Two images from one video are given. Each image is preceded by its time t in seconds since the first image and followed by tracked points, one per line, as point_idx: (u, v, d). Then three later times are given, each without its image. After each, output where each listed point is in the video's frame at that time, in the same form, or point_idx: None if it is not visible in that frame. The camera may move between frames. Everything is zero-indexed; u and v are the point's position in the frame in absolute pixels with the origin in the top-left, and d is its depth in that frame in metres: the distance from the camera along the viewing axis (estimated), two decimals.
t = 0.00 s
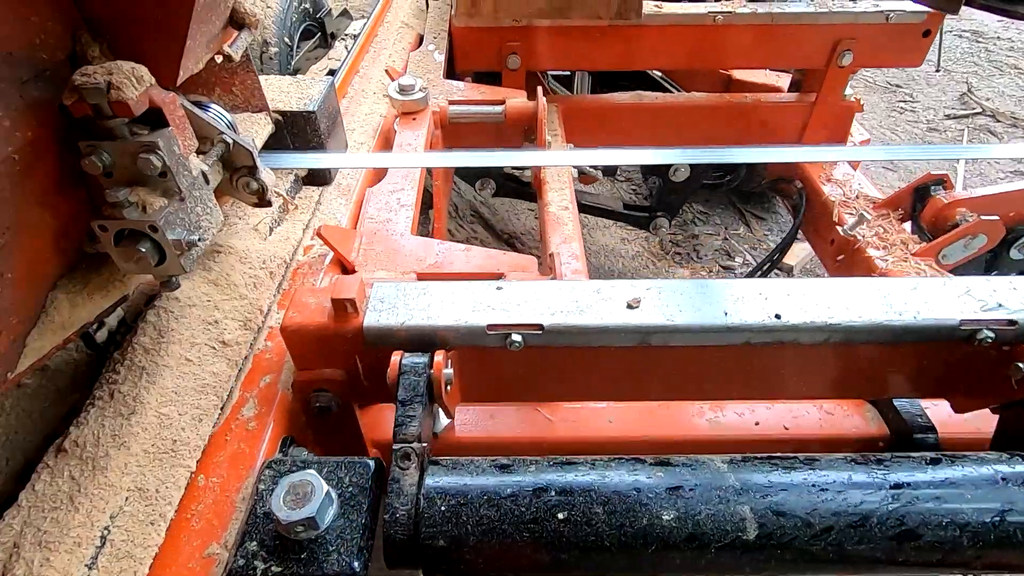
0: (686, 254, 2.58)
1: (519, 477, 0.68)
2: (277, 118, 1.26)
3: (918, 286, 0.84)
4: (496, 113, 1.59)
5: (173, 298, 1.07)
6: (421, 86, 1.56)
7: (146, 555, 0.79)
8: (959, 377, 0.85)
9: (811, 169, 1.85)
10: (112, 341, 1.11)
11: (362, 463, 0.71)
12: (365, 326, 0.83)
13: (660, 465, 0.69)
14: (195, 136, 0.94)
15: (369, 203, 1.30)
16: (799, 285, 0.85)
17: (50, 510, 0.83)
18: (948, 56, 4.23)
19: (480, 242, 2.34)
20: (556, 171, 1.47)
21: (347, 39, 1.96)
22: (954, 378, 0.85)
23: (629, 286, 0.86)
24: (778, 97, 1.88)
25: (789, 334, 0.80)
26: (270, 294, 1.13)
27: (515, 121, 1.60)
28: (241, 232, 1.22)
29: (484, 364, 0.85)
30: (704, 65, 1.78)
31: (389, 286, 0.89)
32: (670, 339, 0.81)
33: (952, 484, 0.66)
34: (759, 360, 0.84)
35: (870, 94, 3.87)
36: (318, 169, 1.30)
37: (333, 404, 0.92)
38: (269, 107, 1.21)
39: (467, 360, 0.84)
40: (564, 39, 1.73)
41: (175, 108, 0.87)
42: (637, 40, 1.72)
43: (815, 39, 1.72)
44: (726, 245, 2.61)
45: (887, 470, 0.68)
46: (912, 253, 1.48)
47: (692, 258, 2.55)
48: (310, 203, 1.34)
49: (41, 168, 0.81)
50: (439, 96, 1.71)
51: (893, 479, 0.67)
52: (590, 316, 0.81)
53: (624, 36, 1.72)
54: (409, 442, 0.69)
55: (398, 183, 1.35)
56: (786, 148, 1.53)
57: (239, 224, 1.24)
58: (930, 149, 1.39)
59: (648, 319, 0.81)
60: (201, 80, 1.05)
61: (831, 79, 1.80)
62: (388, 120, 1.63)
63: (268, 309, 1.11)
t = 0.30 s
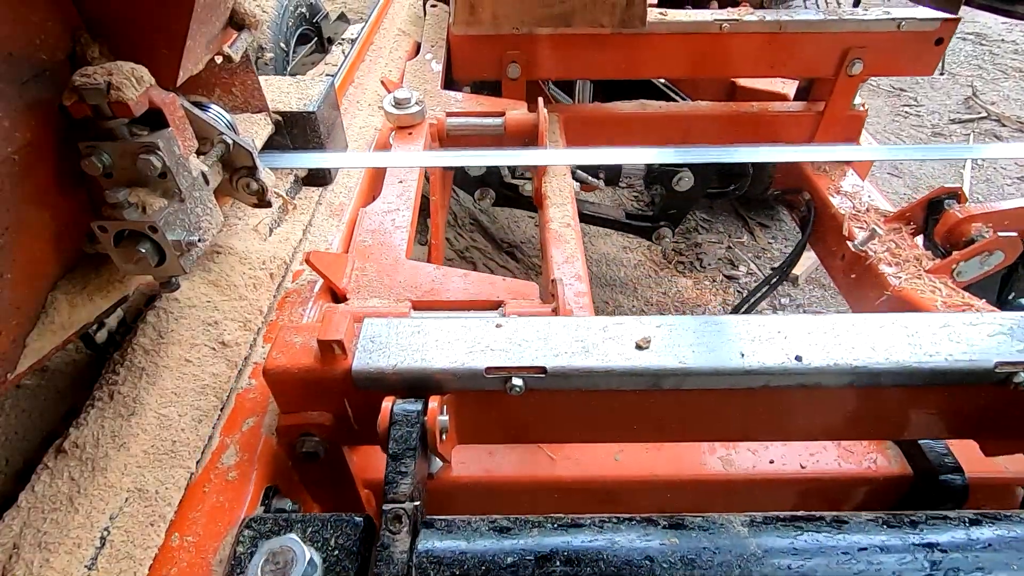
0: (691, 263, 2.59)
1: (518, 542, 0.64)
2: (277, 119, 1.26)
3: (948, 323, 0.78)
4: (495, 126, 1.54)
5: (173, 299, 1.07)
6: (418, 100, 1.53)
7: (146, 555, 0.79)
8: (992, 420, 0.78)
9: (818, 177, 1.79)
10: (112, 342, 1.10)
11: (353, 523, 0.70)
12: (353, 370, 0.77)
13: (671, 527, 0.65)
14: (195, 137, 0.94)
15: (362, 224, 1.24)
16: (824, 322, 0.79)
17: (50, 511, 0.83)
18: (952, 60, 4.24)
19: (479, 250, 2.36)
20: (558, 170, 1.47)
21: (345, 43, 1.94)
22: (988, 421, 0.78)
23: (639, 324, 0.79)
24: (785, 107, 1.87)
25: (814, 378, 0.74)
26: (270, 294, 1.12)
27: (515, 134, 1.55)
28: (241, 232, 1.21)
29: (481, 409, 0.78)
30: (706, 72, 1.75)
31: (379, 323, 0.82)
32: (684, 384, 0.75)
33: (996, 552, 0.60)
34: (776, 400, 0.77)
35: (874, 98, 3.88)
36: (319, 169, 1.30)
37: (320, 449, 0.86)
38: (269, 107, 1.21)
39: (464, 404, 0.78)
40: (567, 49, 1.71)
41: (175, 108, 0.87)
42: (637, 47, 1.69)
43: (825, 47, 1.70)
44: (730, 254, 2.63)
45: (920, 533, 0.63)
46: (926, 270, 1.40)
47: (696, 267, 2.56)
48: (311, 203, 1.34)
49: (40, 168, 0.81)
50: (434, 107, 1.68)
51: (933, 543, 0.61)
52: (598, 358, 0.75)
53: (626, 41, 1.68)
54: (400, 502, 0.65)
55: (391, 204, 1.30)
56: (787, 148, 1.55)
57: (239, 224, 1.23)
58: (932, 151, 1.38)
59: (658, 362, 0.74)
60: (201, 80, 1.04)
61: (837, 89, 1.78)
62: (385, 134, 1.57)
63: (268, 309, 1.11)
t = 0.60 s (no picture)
0: (694, 270, 2.59)
1: None
2: (277, 119, 1.26)
3: (982, 364, 0.75)
4: (495, 138, 1.50)
5: (173, 299, 1.07)
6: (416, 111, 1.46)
7: (146, 556, 0.79)
8: None
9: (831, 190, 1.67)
10: (112, 341, 1.11)
11: None
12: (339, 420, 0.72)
13: None
14: (195, 137, 0.94)
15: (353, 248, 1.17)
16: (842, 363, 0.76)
17: (50, 511, 0.83)
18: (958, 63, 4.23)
19: (478, 258, 2.37)
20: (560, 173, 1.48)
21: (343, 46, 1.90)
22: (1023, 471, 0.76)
23: (650, 366, 0.76)
24: (791, 116, 1.82)
25: (834, 429, 0.70)
26: (270, 293, 1.13)
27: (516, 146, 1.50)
28: (241, 232, 1.21)
29: (480, 458, 0.75)
30: (712, 80, 1.69)
31: (372, 363, 0.77)
32: (696, 434, 0.71)
33: None
34: (792, 448, 0.73)
35: (879, 101, 3.88)
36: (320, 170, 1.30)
37: (306, 500, 0.82)
38: (269, 108, 1.21)
39: (463, 453, 0.75)
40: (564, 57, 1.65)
41: (175, 108, 0.87)
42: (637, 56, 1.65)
43: (835, 54, 1.64)
44: (735, 261, 2.62)
45: None
46: (941, 287, 1.30)
47: (699, 275, 2.56)
48: (310, 203, 1.33)
49: (40, 169, 0.81)
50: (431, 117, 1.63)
51: None
52: (606, 405, 0.72)
53: (622, 51, 1.64)
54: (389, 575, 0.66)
55: (386, 224, 1.23)
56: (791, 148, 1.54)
57: (239, 224, 1.23)
58: (929, 152, 1.37)
59: (671, 411, 0.71)
60: (201, 80, 1.05)
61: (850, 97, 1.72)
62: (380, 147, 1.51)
63: (268, 309, 1.11)
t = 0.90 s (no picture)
0: (697, 279, 2.58)
1: None
2: (277, 118, 1.26)
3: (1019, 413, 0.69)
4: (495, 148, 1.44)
5: (173, 299, 1.07)
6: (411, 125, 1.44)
7: (146, 556, 0.80)
8: None
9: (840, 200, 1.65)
10: (112, 341, 1.10)
11: None
12: (326, 476, 0.65)
13: None
14: (195, 136, 0.94)
15: (347, 270, 1.12)
16: (867, 409, 0.70)
17: (50, 511, 0.83)
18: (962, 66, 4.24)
19: (478, 267, 2.35)
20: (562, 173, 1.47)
21: (341, 51, 1.87)
22: None
23: (662, 413, 0.69)
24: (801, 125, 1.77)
25: (861, 486, 0.64)
26: (270, 293, 1.12)
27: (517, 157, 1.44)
28: (241, 233, 1.21)
29: (475, 514, 0.68)
30: (716, 89, 1.65)
31: (361, 409, 0.71)
32: (712, 490, 0.65)
33: None
34: (815, 503, 0.67)
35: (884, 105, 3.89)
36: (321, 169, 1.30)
37: (290, 555, 0.74)
38: (270, 107, 1.21)
39: (456, 509, 0.68)
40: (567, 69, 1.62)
41: (175, 108, 0.87)
42: (642, 64, 1.61)
43: (844, 61, 1.60)
44: (739, 269, 2.62)
45: None
46: (956, 304, 1.26)
47: (702, 284, 2.56)
48: (310, 202, 1.33)
49: (40, 169, 0.81)
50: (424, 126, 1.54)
51: None
52: (614, 458, 0.65)
53: (626, 59, 1.59)
54: None
55: (379, 247, 1.17)
56: (793, 148, 1.53)
57: (239, 224, 1.23)
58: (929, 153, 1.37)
59: (685, 465, 0.64)
60: (201, 79, 1.05)
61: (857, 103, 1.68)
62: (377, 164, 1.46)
63: (268, 309, 1.11)
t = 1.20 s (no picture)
0: (701, 288, 2.60)
1: None
2: (277, 119, 1.25)
3: None
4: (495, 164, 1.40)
5: (173, 299, 1.07)
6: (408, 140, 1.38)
7: (146, 556, 0.80)
8: None
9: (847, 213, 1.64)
10: (112, 341, 1.11)
11: None
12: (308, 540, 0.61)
13: None
14: (195, 137, 0.94)
15: (336, 297, 1.08)
16: (898, 462, 0.65)
17: (50, 511, 0.83)
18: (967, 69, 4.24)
19: (477, 277, 2.40)
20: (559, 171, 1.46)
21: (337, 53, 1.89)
22: None
23: (675, 468, 0.65)
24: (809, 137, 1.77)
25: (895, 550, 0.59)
26: (270, 293, 1.13)
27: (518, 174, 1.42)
28: (241, 233, 1.21)
29: None
30: (723, 99, 1.65)
31: (348, 463, 0.67)
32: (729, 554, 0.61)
33: None
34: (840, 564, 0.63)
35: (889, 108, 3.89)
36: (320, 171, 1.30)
37: None
38: (269, 109, 1.21)
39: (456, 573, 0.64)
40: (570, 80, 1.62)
41: (175, 109, 0.87)
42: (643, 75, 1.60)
43: (854, 72, 1.58)
44: (742, 279, 2.64)
45: None
46: (972, 323, 1.23)
47: (706, 294, 2.57)
48: (310, 203, 1.34)
49: (40, 170, 0.81)
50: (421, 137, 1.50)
51: None
52: (625, 520, 0.61)
53: (630, 71, 1.59)
54: None
55: (373, 273, 1.12)
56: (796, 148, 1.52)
57: (239, 225, 1.23)
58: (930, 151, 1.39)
59: (701, 529, 0.60)
60: (201, 80, 1.05)
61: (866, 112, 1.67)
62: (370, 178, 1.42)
63: (268, 309, 1.11)
